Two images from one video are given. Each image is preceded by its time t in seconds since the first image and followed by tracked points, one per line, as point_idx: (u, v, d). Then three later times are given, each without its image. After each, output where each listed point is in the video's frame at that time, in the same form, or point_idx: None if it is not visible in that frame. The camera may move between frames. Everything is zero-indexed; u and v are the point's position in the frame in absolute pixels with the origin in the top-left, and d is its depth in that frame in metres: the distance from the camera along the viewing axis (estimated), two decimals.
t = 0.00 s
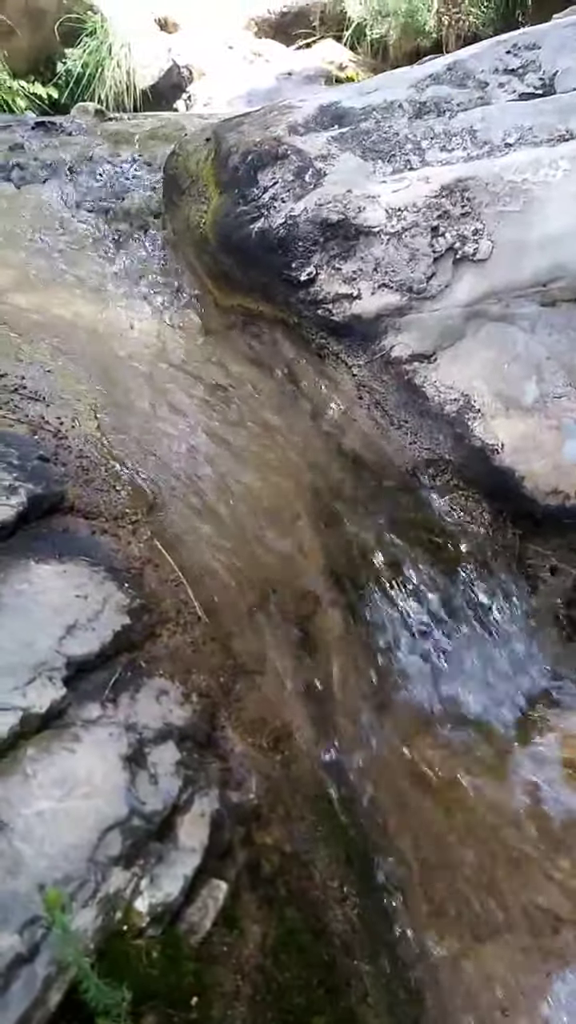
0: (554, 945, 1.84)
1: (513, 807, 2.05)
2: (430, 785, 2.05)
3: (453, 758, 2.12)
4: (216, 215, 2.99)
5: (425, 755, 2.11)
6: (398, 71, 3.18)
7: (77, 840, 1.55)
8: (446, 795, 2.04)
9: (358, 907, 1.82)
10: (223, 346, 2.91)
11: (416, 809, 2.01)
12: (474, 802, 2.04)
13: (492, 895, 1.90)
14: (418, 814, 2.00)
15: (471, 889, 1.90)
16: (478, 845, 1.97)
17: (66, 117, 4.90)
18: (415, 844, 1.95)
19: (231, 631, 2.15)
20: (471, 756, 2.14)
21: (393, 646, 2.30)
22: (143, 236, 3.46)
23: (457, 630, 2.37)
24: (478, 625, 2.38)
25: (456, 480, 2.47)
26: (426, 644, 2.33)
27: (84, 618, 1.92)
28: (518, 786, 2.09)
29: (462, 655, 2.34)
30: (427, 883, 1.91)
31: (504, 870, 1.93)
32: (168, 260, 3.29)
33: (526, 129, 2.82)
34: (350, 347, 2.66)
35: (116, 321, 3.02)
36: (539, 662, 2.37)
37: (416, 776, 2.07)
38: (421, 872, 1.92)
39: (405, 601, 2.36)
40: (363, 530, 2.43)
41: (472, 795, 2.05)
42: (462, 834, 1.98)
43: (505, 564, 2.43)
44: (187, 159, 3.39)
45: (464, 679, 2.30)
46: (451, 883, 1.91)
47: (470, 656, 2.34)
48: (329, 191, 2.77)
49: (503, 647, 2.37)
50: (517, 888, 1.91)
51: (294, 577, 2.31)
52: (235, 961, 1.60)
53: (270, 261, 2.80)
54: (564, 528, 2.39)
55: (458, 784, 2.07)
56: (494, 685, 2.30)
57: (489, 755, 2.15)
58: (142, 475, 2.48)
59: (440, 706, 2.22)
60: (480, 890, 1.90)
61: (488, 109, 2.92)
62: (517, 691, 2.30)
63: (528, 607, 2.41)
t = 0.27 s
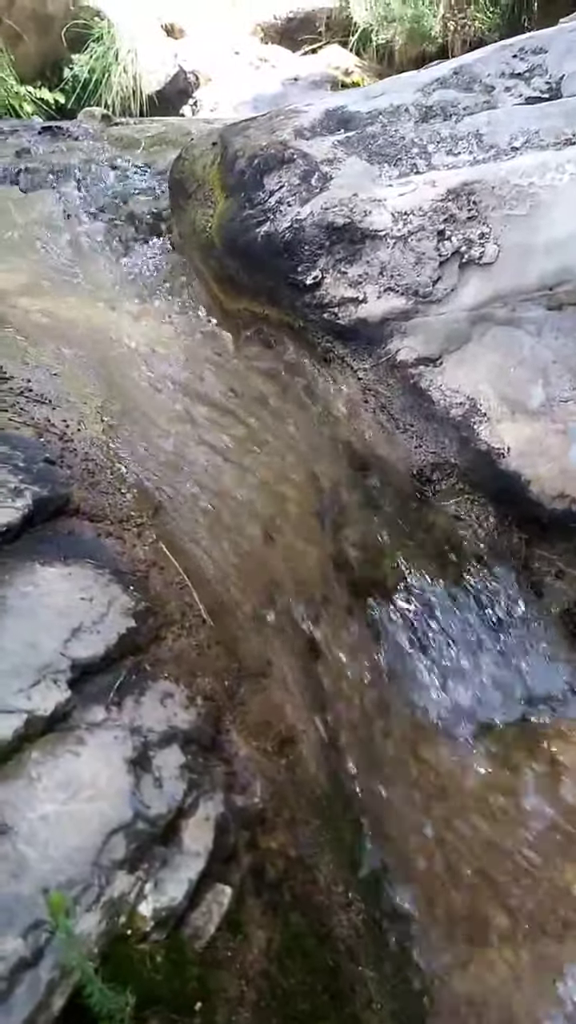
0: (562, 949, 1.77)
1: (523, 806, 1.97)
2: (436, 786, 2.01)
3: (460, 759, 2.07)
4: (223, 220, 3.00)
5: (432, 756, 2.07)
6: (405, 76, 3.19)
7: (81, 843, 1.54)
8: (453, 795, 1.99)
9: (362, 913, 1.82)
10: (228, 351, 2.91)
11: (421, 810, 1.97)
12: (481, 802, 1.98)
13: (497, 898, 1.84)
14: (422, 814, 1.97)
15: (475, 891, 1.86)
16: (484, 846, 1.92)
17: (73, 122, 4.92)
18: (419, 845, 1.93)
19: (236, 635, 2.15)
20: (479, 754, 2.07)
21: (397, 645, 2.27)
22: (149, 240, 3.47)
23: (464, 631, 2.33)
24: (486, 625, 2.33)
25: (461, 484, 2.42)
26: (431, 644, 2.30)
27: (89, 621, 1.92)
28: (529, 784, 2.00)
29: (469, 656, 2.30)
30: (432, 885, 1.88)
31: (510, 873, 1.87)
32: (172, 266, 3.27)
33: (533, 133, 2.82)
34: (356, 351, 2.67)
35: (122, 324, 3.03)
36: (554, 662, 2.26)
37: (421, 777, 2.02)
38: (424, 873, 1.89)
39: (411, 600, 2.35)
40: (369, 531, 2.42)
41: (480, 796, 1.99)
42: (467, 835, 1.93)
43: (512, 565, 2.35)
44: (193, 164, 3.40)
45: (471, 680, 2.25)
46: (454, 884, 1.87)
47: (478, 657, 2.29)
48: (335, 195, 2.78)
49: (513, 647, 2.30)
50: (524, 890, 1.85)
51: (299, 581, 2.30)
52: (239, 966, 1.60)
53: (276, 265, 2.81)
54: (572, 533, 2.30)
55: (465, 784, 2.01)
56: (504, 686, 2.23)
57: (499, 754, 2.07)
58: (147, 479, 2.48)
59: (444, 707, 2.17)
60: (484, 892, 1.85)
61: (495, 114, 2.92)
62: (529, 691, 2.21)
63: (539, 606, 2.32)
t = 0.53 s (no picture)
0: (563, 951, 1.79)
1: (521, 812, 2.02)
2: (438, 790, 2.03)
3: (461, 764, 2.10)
4: (227, 223, 3.00)
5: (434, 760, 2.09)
6: (410, 80, 3.20)
7: (83, 847, 1.54)
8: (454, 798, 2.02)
9: (365, 918, 1.80)
10: (232, 352, 2.91)
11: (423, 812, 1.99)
12: (483, 808, 2.01)
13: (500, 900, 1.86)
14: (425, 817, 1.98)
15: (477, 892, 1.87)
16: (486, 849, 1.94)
17: (78, 128, 4.95)
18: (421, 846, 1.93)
19: (239, 637, 2.14)
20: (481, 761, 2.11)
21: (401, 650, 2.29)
22: (153, 244, 3.49)
23: (465, 637, 2.35)
24: (486, 632, 2.37)
25: (465, 489, 2.44)
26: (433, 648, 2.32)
27: (92, 623, 1.91)
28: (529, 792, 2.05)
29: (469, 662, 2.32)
30: (434, 887, 1.88)
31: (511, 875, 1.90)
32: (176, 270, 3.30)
33: (537, 137, 2.82)
34: (360, 355, 2.67)
35: (125, 328, 3.03)
36: (551, 671, 2.32)
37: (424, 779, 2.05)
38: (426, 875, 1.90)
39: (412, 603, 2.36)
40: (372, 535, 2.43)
41: (482, 800, 2.02)
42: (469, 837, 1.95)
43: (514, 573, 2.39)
44: (197, 168, 3.41)
45: (472, 687, 2.28)
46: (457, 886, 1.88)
47: (478, 663, 2.33)
48: (339, 199, 2.78)
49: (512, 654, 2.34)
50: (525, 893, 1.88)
51: (302, 584, 2.30)
52: (241, 971, 1.58)
53: (280, 269, 2.81)
54: None
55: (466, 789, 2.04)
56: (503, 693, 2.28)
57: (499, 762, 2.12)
58: (150, 482, 2.47)
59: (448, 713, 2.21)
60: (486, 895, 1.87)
61: (499, 118, 2.93)
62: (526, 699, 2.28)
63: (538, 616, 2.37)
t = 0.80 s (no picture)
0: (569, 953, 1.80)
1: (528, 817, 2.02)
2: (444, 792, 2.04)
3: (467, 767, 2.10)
4: (235, 223, 2.99)
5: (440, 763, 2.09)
6: (418, 82, 3.19)
7: (89, 849, 1.53)
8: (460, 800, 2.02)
9: (372, 924, 1.78)
10: (239, 354, 2.91)
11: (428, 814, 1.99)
12: (489, 811, 2.02)
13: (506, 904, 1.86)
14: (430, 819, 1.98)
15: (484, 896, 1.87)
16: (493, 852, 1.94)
17: (86, 130, 4.95)
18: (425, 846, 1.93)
19: (246, 639, 2.12)
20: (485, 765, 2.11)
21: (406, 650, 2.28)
22: (161, 247, 3.51)
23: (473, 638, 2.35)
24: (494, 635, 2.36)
25: (472, 492, 2.46)
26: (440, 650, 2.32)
27: (98, 624, 1.90)
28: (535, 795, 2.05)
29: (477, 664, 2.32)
30: (440, 893, 1.87)
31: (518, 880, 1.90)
32: (185, 271, 3.33)
33: (545, 140, 2.83)
34: (368, 356, 2.67)
35: (132, 330, 3.02)
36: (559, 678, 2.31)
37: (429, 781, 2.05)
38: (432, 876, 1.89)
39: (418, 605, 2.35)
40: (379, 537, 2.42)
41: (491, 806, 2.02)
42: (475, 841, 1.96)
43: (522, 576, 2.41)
44: (205, 170, 3.40)
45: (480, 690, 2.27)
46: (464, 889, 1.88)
47: (486, 667, 2.32)
48: (346, 201, 2.77)
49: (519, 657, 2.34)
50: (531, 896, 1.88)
51: (309, 586, 2.29)
52: (247, 975, 1.57)
53: (288, 271, 2.81)
54: None
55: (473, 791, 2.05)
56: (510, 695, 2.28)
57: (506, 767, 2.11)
58: (157, 483, 2.45)
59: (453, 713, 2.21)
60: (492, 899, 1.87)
61: (507, 121, 2.93)
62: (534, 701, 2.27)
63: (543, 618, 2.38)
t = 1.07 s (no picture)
0: None
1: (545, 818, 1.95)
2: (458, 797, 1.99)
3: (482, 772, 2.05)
4: (246, 224, 2.99)
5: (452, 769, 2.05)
6: (430, 82, 3.18)
7: (98, 849, 1.53)
8: (474, 806, 1.97)
9: (382, 928, 1.77)
10: (250, 357, 2.91)
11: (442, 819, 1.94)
12: (505, 815, 1.96)
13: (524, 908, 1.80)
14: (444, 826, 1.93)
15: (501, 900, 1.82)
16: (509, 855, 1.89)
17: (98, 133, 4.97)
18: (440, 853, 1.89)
19: (256, 640, 2.12)
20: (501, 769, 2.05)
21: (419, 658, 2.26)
22: (172, 249, 3.52)
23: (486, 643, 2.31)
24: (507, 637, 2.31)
25: (483, 495, 2.40)
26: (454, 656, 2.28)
27: (108, 624, 1.90)
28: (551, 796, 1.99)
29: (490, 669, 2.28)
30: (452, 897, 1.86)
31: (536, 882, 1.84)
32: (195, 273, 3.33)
33: (557, 140, 2.81)
34: (378, 359, 2.64)
35: (143, 332, 3.03)
36: None
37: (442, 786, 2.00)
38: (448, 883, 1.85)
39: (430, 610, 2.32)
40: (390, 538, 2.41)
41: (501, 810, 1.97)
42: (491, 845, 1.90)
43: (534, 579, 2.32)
44: (216, 172, 3.40)
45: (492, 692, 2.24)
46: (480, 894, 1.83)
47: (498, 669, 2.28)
48: (358, 202, 2.77)
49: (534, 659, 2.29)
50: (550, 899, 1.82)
51: (319, 588, 2.29)
52: (256, 978, 1.57)
53: (298, 273, 2.81)
54: None
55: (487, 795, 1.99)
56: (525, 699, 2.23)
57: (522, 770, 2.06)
58: (168, 484, 2.46)
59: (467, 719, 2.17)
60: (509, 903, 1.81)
61: (519, 121, 2.92)
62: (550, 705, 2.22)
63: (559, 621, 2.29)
